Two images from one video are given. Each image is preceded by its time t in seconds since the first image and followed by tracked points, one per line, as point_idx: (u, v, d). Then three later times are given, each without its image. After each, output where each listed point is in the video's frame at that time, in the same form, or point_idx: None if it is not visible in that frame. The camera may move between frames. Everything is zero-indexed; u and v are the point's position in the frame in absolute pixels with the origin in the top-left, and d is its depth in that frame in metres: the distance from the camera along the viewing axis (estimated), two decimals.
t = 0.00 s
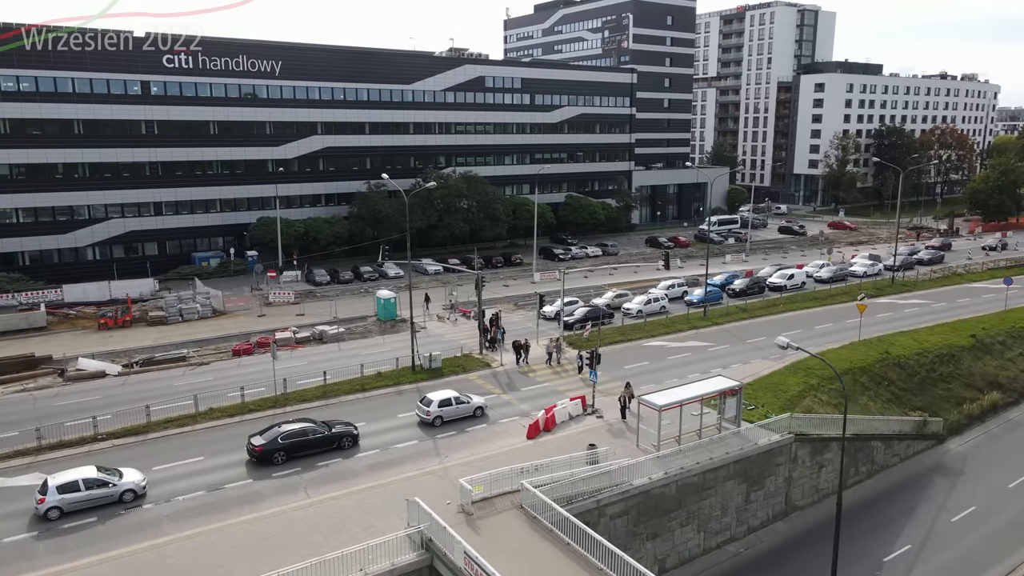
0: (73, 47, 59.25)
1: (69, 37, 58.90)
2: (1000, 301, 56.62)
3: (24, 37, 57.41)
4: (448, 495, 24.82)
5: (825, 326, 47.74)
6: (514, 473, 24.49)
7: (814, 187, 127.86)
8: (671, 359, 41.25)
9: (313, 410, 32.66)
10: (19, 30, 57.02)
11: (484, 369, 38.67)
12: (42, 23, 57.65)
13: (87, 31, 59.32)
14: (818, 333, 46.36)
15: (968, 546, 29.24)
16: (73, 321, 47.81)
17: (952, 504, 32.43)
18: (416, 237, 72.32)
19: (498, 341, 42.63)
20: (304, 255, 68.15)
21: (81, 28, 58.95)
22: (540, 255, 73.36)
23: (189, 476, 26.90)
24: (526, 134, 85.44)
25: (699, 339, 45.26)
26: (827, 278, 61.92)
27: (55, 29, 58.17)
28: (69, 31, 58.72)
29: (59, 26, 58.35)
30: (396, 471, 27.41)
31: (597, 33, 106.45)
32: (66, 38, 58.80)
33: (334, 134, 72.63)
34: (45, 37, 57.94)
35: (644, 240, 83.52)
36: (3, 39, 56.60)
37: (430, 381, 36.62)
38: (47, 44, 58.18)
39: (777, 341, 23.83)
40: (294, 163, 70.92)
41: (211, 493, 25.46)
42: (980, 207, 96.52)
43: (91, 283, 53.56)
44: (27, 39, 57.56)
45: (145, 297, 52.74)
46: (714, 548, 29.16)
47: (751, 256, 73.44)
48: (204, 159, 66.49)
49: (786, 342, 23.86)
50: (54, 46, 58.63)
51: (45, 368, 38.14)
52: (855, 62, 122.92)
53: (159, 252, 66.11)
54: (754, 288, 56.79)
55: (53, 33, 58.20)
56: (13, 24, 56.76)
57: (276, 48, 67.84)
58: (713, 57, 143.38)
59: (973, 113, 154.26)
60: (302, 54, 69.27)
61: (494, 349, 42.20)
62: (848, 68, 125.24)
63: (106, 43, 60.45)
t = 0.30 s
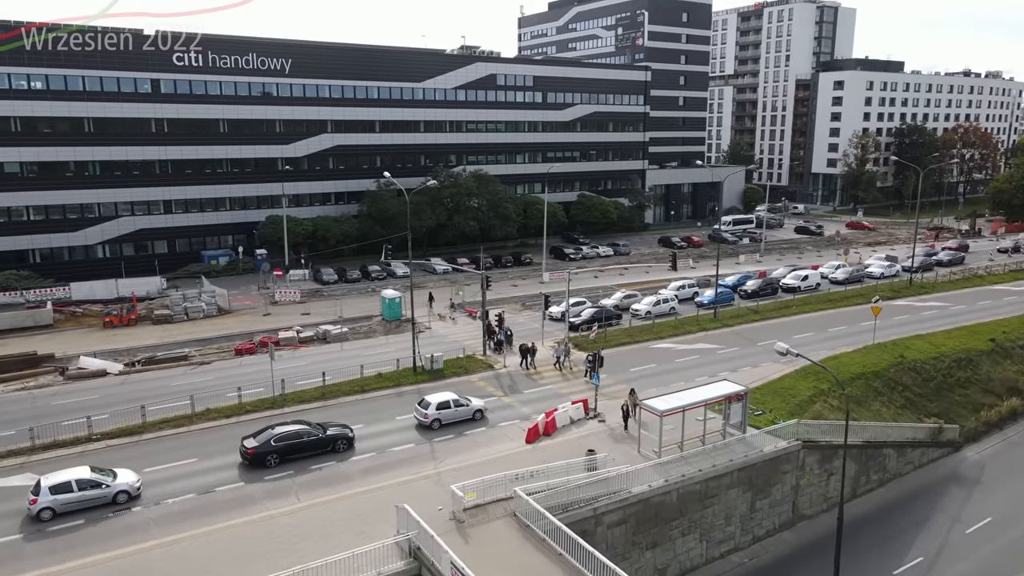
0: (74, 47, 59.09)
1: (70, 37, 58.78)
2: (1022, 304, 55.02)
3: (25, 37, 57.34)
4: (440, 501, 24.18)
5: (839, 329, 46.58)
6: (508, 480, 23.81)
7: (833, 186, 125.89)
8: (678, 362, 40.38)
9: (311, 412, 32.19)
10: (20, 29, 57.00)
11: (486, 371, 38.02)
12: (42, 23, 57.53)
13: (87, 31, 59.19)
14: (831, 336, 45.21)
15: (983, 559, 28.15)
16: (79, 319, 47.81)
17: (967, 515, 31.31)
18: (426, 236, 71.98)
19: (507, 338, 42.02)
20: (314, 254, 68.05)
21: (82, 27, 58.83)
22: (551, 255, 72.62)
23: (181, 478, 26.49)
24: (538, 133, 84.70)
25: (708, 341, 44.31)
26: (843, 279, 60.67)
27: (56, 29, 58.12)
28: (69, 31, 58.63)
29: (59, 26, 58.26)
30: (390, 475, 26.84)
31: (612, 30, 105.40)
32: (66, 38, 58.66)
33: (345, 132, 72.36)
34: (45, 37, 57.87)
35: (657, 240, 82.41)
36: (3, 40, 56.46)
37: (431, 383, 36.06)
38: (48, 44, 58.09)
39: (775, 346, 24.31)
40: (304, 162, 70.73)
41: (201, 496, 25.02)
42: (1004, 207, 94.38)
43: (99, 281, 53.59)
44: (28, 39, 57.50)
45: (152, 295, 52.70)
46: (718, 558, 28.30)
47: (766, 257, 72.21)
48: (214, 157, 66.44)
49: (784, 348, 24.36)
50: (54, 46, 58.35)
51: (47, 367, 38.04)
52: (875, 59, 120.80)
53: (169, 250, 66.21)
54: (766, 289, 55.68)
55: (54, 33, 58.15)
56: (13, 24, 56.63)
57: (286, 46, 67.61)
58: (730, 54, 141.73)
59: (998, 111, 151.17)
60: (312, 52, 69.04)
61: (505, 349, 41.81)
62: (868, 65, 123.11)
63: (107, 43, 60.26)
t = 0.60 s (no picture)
0: (73, 47, 58.80)
1: (69, 37, 58.54)
2: None
3: (24, 37, 56.99)
4: (432, 508, 23.56)
5: (853, 332, 45.40)
6: (501, 486, 23.16)
7: (852, 185, 123.82)
8: (685, 365, 39.50)
9: (308, 413, 31.73)
10: (20, 29, 56.68)
11: (488, 373, 37.39)
12: (42, 23, 57.27)
13: (87, 31, 58.96)
14: (844, 339, 44.08)
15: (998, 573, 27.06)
16: (86, 317, 47.85)
17: (983, 526, 30.19)
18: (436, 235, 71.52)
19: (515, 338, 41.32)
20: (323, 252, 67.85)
21: (81, 27, 58.58)
22: (562, 254, 71.89)
23: (174, 479, 26.14)
24: (551, 131, 83.91)
25: (718, 343, 43.36)
26: (859, 280, 59.36)
27: (55, 29, 57.91)
28: (69, 31, 58.43)
29: (58, 26, 58.07)
30: (384, 479, 26.30)
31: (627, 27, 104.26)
32: (66, 38, 58.44)
33: (355, 130, 72.06)
34: (45, 37, 57.59)
35: (670, 239, 81.26)
36: (3, 39, 56.11)
37: (431, 385, 35.51)
38: (47, 44, 57.79)
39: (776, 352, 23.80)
40: (315, 159, 70.53)
41: (190, 499, 24.61)
42: None
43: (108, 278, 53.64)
44: (27, 39, 57.14)
45: (159, 293, 52.68)
46: (721, 568, 27.47)
47: (781, 257, 70.97)
48: (224, 155, 66.36)
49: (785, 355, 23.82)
50: (54, 46, 58.12)
51: (50, 365, 37.99)
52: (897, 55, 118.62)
53: (179, 248, 66.30)
54: (780, 290, 54.57)
55: (53, 33, 57.90)
56: (13, 24, 56.36)
57: (296, 44, 67.33)
58: (748, 51, 139.95)
59: None
60: (323, 50, 68.79)
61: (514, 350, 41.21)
62: (889, 62, 120.90)
63: (107, 43, 60.02)
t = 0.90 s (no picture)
0: (74, 47, 58.51)
1: (70, 37, 58.17)
2: None
3: (24, 37, 56.61)
4: (424, 515, 22.92)
5: (869, 335, 44.22)
6: (495, 493, 22.49)
7: (872, 184, 121.66)
8: (693, 368, 38.62)
9: (305, 415, 31.29)
10: (20, 29, 56.30)
11: (491, 375, 36.77)
12: (42, 23, 56.89)
13: (88, 31, 58.65)
14: (859, 342, 42.93)
15: None
16: (92, 315, 47.86)
17: (1000, 539, 29.06)
18: (446, 234, 70.99)
19: (524, 338, 40.52)
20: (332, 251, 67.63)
21: (83, 27, 58.37)
22: (573, 253, 71.13)
23: (167, 481, 25.78)
24: (563, 128, 83.09)
25: (728, 346, 42.39)
26: (876, 281, 58.03)
27: (56, 29, 57.45)
28: (70, 30, 58.07)
29: (59, 25, 57.66)
30: (378, 484, 25.75)
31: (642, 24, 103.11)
32: (66, 38, 58.09)
33: (365, 128, 71.74)
34: (45, 37, 57.24)
35: (684, 238, 80.08)
36: (3, 39, 55.78)
37: (432, 386, 34.95)
38: (48, 44, 57.43)
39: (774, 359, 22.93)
40: (325, 157, 70.28)
41: (180, 502, 24.22)
42: None
43: (116, 276, 53.72)
44: (28, 39, 56.81)
45: (166, 291, 52.63)
46: None
47: (797, 257, 69.73)
48: (234, 152, 66.29)
49: (784, 362, 22.96)
50: (54, 46, 57.76)
51: (52, 363, 37.91)
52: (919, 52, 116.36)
53: (189, 246, 66.30)
54: (793, 291, 53.48)
55: (54, 33, 57.49)
56: (13, 23, 56.00)
57: (306, 41, 67.07)
58: (766, 48, 138.07)
59: None
60: (334, 47, 68.54)
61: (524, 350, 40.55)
62: (911, 59, 118.59)
63: (107, 43, 59.71)
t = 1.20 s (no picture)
0: (74, 48, 58.36)
1: (70, 37, 58.05)
2: None
3: (25, 37, 56.38)
4: (414, 522, 22.34)
5: (883, 338, 43.07)
6: (487, 501, 21.85)
7: (892, 183, 119.57)
8: (700, 371, 37.75)
9: (302, 416, 30.85)
10: (20, 29, 56.05)
11: (493, 376, 36.15)
12: (42, 23, 56.78)
13: (87, 31, 58.40)
14: (872, 346, 41.78)
15: None
16: (98, 313, 47.83)
17: (1016, 552, 27.96)
18: (456, 233, 70.54)
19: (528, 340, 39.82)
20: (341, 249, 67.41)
21: (81, 27, 58.10)
22: (584, 253, 70.28)
23: (159, 483, 25.43)
24: (576, 127, 82.24)
25: (737, 348, 41.44)
26: (892, 283, 56.71)
27: (55, 29, 57.31)
28: (69, 30, 57.84)
29: (58, 26, 57.43)
30: (371, 488, 25.22)
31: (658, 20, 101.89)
32: (67, 38, 57.96)
33: (375, 126, 71.36)
34: (46, 37, 57.13)
35: (698, 238, 78.94)
36: (2, 39, 55.54)
37: (432, 388, 34.41)
38: (48, 44, 57.32)
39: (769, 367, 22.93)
40: (334, 155, 70.05)
41: (169, 505, 23.82)
42: None
43: (124, 274, 53.74)
44: (28, 39, 56.54)
45: (173, 289, 52.57)
46: None
47: (812, 258, 68.47)
48: (244, 150, 66.20)
49: (779, 371, 22.92)
50: (54, 46, 57.66)
51: (54, 361, 37.81)
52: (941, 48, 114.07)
53: (199, 244, 66.29)
54: (807, 292, 52.32)
55: (54, 33, 57.34)
56: (12, 23, 55.68)
57: (316, 39, 66.83)
58: (785, 45, 136.14)
59: None
60: (345, 45, 68.27)
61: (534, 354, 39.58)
62: (933, 55, 116.31)
63: (107, 43, 59.50)
